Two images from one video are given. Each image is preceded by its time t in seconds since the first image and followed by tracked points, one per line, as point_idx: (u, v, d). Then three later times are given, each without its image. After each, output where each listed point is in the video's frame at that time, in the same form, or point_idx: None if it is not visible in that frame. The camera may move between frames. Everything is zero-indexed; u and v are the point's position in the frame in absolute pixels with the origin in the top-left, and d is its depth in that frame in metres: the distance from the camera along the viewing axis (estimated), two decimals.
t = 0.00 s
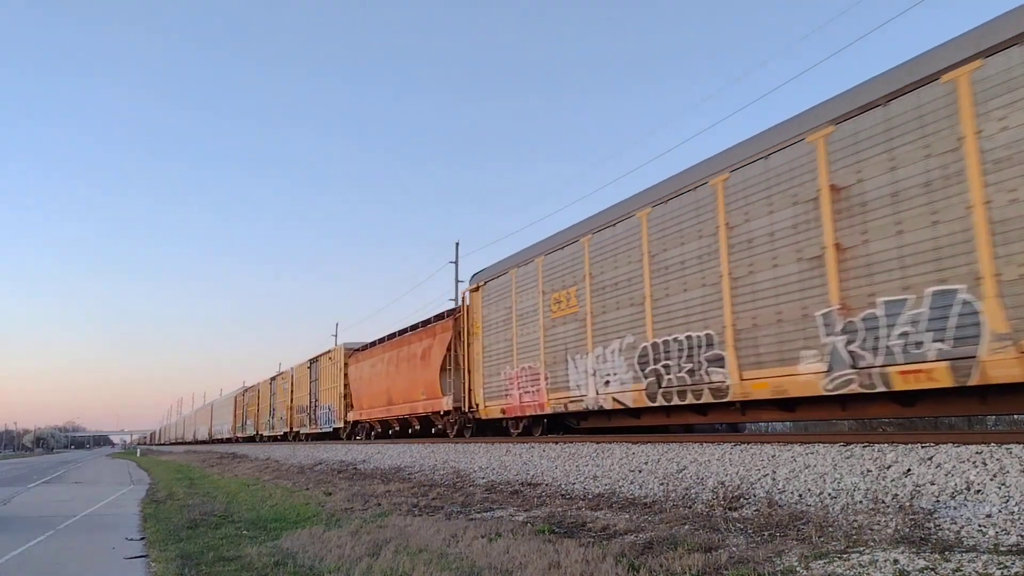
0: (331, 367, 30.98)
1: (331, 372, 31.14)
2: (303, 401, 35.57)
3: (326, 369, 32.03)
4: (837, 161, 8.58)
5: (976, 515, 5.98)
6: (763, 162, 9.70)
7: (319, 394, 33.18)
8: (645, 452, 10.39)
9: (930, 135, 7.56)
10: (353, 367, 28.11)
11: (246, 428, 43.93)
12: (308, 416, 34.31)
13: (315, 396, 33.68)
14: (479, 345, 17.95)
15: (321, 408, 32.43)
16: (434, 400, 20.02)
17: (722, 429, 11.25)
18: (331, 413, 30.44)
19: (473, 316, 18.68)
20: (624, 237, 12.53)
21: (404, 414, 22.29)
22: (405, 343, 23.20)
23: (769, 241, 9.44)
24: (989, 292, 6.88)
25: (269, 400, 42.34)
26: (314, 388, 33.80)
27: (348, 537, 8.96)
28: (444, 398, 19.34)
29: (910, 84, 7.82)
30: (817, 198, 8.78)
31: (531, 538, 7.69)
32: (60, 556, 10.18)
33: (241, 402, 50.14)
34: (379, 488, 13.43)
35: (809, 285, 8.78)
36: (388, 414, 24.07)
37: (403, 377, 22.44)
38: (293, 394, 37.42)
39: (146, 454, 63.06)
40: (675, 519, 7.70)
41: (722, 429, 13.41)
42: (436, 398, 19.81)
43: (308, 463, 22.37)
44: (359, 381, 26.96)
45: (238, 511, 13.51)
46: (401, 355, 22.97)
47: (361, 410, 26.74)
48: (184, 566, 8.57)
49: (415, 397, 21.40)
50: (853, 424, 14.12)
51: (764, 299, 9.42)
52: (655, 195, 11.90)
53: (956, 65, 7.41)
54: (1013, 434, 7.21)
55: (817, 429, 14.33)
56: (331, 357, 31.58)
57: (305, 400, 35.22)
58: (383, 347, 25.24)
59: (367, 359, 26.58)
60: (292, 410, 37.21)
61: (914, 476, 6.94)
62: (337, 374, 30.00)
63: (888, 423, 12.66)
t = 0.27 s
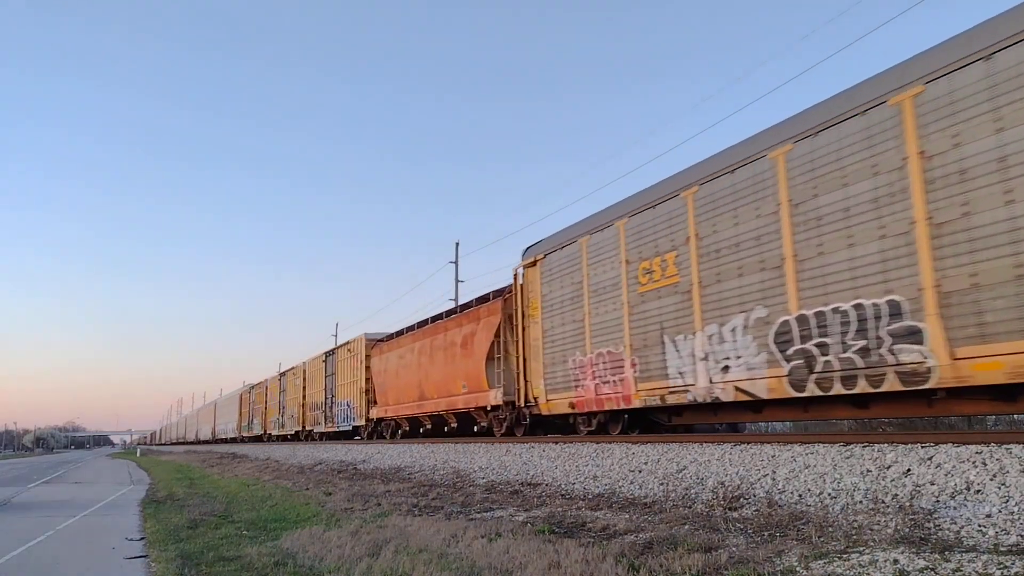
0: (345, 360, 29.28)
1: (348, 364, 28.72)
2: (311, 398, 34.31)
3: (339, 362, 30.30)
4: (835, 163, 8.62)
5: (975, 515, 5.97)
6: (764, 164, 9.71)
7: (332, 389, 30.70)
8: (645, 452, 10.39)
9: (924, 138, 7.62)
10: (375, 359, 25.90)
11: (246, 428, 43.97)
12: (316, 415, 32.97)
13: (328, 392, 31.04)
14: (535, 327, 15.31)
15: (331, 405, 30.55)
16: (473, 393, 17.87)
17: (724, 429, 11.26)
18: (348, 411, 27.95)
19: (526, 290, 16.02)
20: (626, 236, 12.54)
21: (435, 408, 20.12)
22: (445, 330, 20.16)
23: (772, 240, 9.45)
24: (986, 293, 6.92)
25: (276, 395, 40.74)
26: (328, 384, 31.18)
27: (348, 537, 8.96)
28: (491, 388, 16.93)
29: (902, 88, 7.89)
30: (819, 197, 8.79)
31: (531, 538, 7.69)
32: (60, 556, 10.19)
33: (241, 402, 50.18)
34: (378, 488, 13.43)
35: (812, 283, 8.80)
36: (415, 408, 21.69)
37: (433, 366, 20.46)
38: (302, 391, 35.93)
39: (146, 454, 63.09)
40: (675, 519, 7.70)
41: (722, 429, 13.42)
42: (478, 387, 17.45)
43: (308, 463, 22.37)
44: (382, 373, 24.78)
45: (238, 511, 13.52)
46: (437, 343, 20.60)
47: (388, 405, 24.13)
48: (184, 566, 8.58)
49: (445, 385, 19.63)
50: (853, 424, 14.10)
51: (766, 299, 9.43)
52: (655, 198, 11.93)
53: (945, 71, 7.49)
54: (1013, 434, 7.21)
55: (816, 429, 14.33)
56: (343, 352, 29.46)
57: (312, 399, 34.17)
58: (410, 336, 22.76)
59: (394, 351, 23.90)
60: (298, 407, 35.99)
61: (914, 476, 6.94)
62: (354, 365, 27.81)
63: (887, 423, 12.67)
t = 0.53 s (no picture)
0: (365, 352, 26.53)
1: (366, 357, 26.36)
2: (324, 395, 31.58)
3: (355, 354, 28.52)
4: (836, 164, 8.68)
5: (975, 515, 5.97)
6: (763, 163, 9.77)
7: (350, 385, 28.18)
8: (645, 452, 10.39)
9: (919, 142, 7.71)
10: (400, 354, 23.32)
11: (246, 428, 43.98)
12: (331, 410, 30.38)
13: (345, 387, 28.56)
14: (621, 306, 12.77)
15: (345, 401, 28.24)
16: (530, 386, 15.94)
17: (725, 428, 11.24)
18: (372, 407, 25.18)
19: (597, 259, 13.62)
20: (630, 236, 12.63)
21: (484, 401, 17.89)
22: (490, 319, 18.03)
23: (774, 240, 9.48)
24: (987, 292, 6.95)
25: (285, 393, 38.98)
26: (345, 379, 28.64)
27: (348, 537, 8.96)
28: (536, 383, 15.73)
29: (901, 90, 7.94)
30: (820, 197, 8.82)
31: (531, 538, 7.69)
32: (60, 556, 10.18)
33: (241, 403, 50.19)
34: (379, 488, 13.43)
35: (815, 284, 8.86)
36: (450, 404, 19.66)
37: (473, 357, 18.49)
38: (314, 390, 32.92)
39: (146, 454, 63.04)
40: (675, 519, 7.69)
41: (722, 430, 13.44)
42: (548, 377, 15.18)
43: (308, 463, 22.37)
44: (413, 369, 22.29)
45: (238, 511, 13.51)
46: (482, 333, 18.31)
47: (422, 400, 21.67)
48: (184, 566, 8.57)
49: (496, 377, 17.42)
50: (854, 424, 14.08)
51: (771, 299, 9.47)
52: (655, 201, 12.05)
53: (938, 74, 7.56)
54: (1013, 434, 7.21)
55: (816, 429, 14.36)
56: (361, 348, 27.05)
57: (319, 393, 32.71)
58: (446, 325, 20.58)
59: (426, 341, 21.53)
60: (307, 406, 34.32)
61: (914, 476, 6.94)
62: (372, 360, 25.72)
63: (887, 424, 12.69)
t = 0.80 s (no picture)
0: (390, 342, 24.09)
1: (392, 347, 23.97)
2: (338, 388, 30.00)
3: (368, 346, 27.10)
4: (839, 163, 8.87)
5: (975, 515, 5.98)
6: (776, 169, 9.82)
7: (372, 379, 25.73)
8: (645, 452, 10.39)
9: (925, 140, 7.80)
10: (437, 340, 20.49)
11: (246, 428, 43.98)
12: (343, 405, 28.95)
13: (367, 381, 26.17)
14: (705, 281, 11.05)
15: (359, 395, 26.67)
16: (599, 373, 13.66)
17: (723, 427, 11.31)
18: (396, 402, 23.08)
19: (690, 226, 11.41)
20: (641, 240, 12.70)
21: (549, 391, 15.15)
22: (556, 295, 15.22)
23: (787, 239, 9.55)
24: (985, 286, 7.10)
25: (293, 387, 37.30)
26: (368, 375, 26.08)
27: (348, 537, 8.96)
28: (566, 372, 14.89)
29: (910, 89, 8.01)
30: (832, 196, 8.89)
31: (531, 538, 7.69)
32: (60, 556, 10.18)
33: (241, 402, 50.18)
34: (379, 488, 13.43)
35: (817, 284, 9.03)
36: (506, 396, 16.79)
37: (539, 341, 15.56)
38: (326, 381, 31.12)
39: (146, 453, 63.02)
40: (675, 519, 7.69)
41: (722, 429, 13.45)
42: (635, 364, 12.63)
43: (308, 463, 22.36)
44: (460, 357, 18.95)
45: (238, 511, 13.51)
46: (537, 314, 15.87)
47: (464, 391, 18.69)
48: (184, 566, 8.57)
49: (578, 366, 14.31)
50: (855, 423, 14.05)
51: (785, 298, 9.54)
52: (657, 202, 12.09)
53: (946, 73, 7.64)
54: (1013, 434, 7.21)
55: (816, 429, 14.36)
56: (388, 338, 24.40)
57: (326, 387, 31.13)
58: (496, 306, 17.76)
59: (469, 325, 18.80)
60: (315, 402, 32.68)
61: (913, 476, 6.94)
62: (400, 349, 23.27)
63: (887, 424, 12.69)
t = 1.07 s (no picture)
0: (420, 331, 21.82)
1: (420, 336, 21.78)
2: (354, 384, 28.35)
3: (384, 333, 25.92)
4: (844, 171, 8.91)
5: (975, 515, 5.97)
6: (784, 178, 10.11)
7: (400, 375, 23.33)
8: (645, 452, 10.39)
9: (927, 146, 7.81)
10: (482, 324, 17.93)
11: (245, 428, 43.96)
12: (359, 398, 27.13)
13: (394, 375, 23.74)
14: (832, 260, 9.10)
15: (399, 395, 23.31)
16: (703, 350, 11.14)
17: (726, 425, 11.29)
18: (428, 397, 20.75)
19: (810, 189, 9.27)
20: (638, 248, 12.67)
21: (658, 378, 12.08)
22: (660, 256, 12.02)
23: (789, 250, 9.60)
24: (987, 298, 7.17)
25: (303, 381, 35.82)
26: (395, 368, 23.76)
27: (348, 536, 8.96)
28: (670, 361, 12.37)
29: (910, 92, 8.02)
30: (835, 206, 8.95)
31: (531, 538, 7.69)
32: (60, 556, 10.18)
33: (241, 402, 50.19)
34: (378, 488, 13.43)
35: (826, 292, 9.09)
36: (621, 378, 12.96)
37: (664, 312, 11.88)
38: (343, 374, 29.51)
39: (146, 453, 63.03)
40: (675, 519, 7.69)
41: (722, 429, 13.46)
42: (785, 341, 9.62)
43: (308, 463, 22.36)
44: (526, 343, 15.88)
45: (238, 511, 13.52)
46: (618, 287, 13.09)
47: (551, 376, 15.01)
48: (184, 566, 8.57)
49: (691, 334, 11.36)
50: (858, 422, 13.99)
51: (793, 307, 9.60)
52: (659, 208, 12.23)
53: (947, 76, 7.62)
54: (1013, 434, 7.21)
55: (817, 429, 14.37)
56: (411, 326, 22.55)
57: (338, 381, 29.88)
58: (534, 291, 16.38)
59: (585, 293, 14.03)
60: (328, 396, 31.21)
61: (913, 476, 6.94)
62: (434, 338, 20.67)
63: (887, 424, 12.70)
